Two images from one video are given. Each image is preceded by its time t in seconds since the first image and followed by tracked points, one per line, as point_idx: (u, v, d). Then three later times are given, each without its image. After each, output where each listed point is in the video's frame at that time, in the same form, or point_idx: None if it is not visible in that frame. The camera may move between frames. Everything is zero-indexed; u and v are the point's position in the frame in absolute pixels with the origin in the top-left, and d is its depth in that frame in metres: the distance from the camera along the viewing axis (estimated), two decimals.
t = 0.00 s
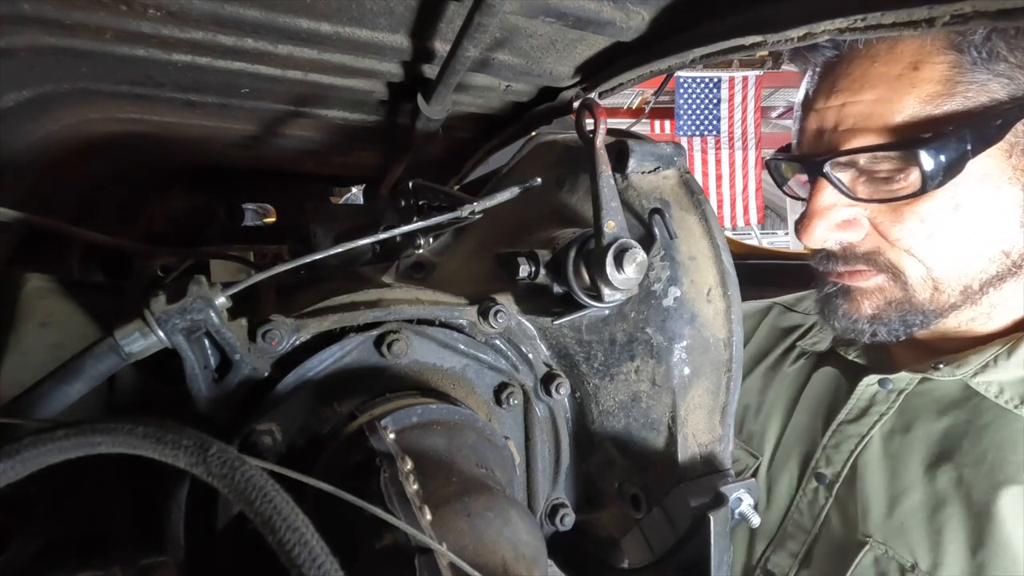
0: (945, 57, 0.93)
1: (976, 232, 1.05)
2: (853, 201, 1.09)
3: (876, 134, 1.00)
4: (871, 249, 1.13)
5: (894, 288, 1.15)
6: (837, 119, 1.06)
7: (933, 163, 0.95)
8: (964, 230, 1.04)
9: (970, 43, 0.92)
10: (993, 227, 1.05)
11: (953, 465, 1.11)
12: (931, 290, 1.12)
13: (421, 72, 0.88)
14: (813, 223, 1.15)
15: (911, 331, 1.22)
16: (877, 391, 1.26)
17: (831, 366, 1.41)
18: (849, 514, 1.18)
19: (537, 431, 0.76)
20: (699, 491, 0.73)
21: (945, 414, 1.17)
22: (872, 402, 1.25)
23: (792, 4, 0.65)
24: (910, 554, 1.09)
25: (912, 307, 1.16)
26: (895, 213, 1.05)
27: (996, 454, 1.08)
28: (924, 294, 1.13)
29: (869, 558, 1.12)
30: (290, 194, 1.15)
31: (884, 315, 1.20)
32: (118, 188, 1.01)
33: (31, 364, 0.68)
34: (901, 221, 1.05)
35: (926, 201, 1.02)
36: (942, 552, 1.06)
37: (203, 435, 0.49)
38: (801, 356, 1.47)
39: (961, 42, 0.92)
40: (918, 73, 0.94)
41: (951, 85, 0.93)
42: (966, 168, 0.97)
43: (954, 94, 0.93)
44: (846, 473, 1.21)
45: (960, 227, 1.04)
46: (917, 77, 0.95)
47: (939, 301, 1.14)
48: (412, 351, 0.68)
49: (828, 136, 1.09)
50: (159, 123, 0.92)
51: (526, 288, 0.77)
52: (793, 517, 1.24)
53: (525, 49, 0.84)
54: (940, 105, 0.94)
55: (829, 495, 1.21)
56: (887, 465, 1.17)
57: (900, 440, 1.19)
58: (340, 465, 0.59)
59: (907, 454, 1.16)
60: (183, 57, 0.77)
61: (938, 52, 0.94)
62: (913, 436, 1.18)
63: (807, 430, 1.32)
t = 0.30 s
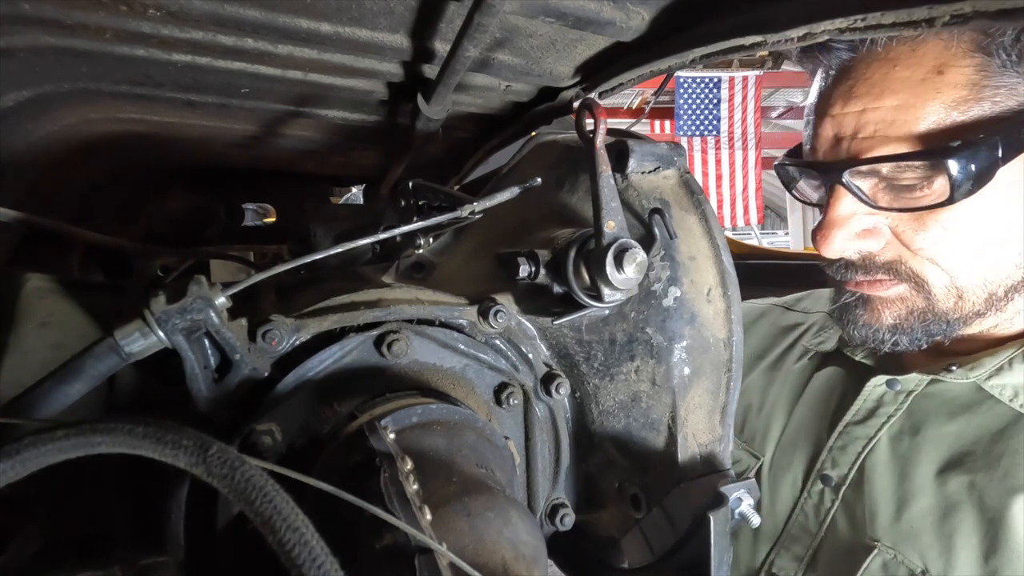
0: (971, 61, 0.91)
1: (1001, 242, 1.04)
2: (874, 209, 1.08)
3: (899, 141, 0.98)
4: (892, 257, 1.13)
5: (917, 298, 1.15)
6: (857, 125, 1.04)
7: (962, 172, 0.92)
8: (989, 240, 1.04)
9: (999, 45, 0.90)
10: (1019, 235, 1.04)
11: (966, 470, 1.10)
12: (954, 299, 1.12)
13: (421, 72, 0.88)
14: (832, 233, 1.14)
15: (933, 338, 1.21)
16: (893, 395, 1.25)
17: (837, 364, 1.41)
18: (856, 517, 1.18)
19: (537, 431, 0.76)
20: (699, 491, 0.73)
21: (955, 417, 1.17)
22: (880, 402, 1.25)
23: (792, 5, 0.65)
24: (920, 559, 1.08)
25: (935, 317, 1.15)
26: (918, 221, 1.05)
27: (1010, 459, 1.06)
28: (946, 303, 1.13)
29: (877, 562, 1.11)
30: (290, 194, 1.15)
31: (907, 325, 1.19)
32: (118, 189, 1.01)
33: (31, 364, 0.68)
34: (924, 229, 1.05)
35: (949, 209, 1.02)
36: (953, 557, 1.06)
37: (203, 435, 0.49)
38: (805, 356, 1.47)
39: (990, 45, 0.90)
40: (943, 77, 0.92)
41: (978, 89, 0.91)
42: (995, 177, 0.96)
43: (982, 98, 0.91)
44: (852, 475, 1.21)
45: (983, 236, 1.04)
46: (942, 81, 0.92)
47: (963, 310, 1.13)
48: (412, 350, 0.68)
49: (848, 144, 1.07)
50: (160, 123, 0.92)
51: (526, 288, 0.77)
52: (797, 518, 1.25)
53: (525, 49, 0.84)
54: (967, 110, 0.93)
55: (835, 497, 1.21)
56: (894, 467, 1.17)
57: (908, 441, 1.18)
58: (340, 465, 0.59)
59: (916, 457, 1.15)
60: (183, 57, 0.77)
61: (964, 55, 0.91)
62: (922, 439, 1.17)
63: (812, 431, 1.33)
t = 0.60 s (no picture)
0: (974, 62, 0.91)
1: (1004, 243, 1.05)
2: (877, 212, 1.08)
3: (903, 143, 0.98)
4: (894, 260, 1.13)
5: (919, 300, 1.15)
6: (859, 127, 1.03)
7: (968, 172, 0.92)
8: (993, 241, 1.04)
9: (1003, 46, 0.89)
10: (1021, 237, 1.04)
11: (958, 467, 1.10)
12: (956, 301, 1.12)
13: (421, 72, 0.88)
14: (834, 236, 1.13)
15: (935, 339, 1.21)
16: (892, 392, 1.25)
17: (832, 364, 1.41)
18: (849, 513, 1.18)
19: (537, 431, 0.76)
20: (699, 491, 0.73)
21: (946, 415, 1.17)
22: (873, 401, 1.26)
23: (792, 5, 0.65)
24: (910, 555, 1.08)
25: (937, 318, 1.16)
26: (922, 223, 1.05)
27: (1001, 455, 1.07)
28: (948, 305, 1.13)
29: (868, 558, 1.11)
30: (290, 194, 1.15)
31: (908, 326, 1.20)
32: (118, 189, 1.01)
33: (31, 364, 0.68)
34: (928, 231, 1.05)
35: (954, 211, 1.01)
36: (942, 551, 1.06)
37: (203, 435, 0.49)
38: (800, 356, 1.47)
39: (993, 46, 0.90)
40: (946, 78, 0.92)
41: (982, 91, 0.91)
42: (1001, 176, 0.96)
43: (985, 100, 0.91)
44: (845, 472, 1.20)
45: (987, 237, 1.04)
46: (945, 82, 0.92)
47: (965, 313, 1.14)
48: (412, 350, 0.68)
49: (850, 146, 1.06)
50: (159, 123, 0.92)
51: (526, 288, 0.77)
52: (790, 515, 1.24)
53: (525, 49, 0.84)
54: (971, 111, 0.93)
55: (828, 495, 1.21)
56: (887, 465, 1.17)
57: (900, 439, 1.18)
58: (340, 465, 0.59)
59: (909, 455, 1.15)
60: (183, 57, 0.77)
61: (967, 56, 0.91)
62: (914, 436, 1.17)
63: (803, 429, 1.33)
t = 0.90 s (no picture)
0: (957, 68, 0.90)
1: (990, 243, 1.03)
2: (865, 216, 1.07)
3: (888, 149, 0.98)
4: (884, 264, 1.13)
5: (909, 303, 1.16)
6: (846, 134, 1.03)
7: (953, 178, 0.92)
8: (981, 241, 1.03)
9: (982, 52, 0.88)
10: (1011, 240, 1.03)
11: (948, 466, 1.10)
12: (946, 302, 1.12)
13: (421, 72, 0.88)
14: (825, 241, 1.13)
15: (929, 339, 1.22)
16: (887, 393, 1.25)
17: (825, 365, 1.41)
18: (842, 512, 1.18)
19: (537, 431, 0.76)
20: (699, 491, 0.73)
21: (936, 414, 1.17)
22: (865, 401, 1.26)
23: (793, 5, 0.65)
24: (902, 554, 1.08)
25: (927, 320, 1.16)
26: (910, 227, 1.04)
27: (991, 454, 1.07)
28: (938, 307, 1.13)
29: (861, 557, 1.11)
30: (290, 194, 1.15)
31: (899, 329, 1.21)
32: (117, 189, 1.01)
33: (31, 364, 0.68)
34: (916, 234, 1.04)
35: (940, 216, 1.01)
36: (934, 550, 1.06)
37: (203, 435, 0.49)
38: (795, 355, 1.47)
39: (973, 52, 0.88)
40: (929, 85, 0.91)
41: (965, 97, 0.90)
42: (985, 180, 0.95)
43: (968, 105, 0.91)
44: (839, 471, 1.21)
45: (974, 241, 1.03)
46: (928, 89, 0.91)
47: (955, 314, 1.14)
48: (412, 350, 0.68)
49: (837, 151, 1.06)
50: (159, 123, 0.92)
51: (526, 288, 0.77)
52: (784, 514, 1.25)
53: (525, 49, 0.84)
54: (955, 117, 0.92)
55: (822, 494, 1.21)
56: (879, 464, 1.17)
57: (892, 438, 1.18)
58: (341, 465, 0.59)
59: (902, 453, 1.15)
60: (183, 57, 0.77)
61: (949, 63, 0.90)
62: (906, 435, 1.17)
63: (798, 429, 1.33)
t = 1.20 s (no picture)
0: (951, 70, 0.91)
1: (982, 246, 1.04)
2: (861, 219, 1.06)
3: (885, 151, 0.97)
4: (878, 269, 1.13)
5: (898, 307, 1.16)
6: (840, 137, 1.02)
7: (949, 180, 0.91)
8: (973, 243, 1.03)
9: (977, 55, 0.90)
10: (1002, 242, 1.04)
11: (946, 466, 1.10)
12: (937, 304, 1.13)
13: (421, 72, 0.88)
14: (821, 245, 1.11)
15: (920, 343, 1.22)
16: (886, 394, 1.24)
17: (823, 368, 1.40)
18: (841, 514, 1.18)
19: (537, 431, 0.76)
20: (699, 491, 0.73)
21: (932, 415, 1.17)
22: (864, 402, 1.25)
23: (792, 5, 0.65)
24: (901, 555, 1.08)
25: (921, 322, 1.16)
26: (905, 230, 1.03)
27: (988, 455, 1.07)
28: (929, 309, 1.14)
29: (861, 559, 1.11)
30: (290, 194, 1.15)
31: (897, 334, 1.21)
32: (117, 189, 1.01)
33: (31, 364, 0.68)
34: (910, 238, 1.04)
35: (934, 219, 1.00)
36: (932, 551, 1.06)
37: (203, 435, 0.49)
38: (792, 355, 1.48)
39: (968, 54, 0.90)
40: (924, 87, 0.92)
41: (959, 98, 0.91)
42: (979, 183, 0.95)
43: (963, 106, 0.92)
44: (837, 474, 1.21)
45: (967, 243, 1.03)
46: (923, 90, 0.92)
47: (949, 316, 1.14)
48: (412, 351, 0.68)
49: (831, 155, 1.05)
50: (159, 123, 0.92)
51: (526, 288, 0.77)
52: (784, 516, 1.25)
53: (525, 49, 0.84)
54: (950, 118, 0.92)
55: (820, 496, 1.21)
56: (877, 465, 1.17)
57: (890, 440, 1.18)
58: (341, 465, 0.58)
59: (900, 455, 1.15)
60: (183, 57, 0.77)
61: (943, 66, 0.91)
62: (904, 436, 1.17)
63: (797, 430, 1.33)
